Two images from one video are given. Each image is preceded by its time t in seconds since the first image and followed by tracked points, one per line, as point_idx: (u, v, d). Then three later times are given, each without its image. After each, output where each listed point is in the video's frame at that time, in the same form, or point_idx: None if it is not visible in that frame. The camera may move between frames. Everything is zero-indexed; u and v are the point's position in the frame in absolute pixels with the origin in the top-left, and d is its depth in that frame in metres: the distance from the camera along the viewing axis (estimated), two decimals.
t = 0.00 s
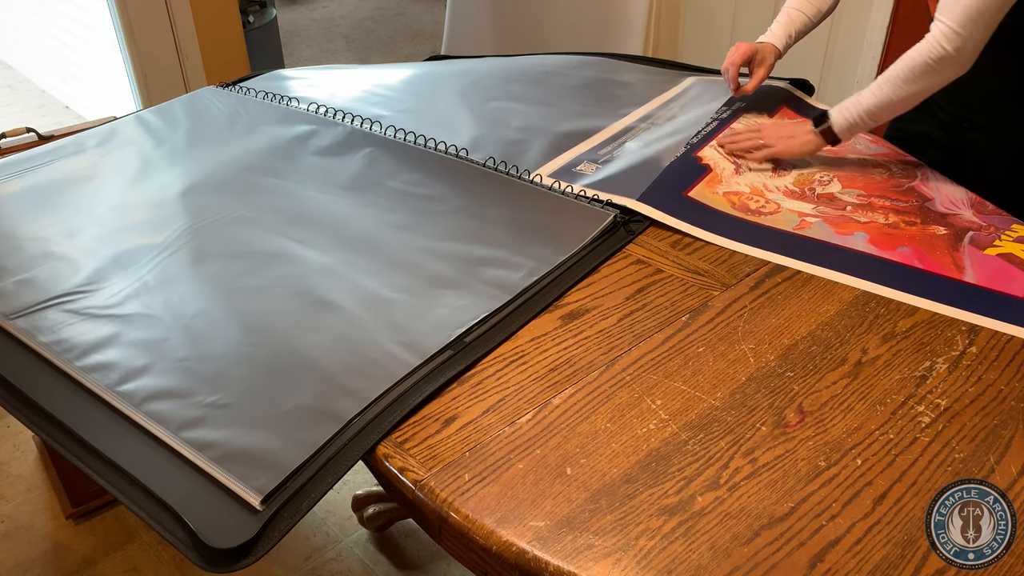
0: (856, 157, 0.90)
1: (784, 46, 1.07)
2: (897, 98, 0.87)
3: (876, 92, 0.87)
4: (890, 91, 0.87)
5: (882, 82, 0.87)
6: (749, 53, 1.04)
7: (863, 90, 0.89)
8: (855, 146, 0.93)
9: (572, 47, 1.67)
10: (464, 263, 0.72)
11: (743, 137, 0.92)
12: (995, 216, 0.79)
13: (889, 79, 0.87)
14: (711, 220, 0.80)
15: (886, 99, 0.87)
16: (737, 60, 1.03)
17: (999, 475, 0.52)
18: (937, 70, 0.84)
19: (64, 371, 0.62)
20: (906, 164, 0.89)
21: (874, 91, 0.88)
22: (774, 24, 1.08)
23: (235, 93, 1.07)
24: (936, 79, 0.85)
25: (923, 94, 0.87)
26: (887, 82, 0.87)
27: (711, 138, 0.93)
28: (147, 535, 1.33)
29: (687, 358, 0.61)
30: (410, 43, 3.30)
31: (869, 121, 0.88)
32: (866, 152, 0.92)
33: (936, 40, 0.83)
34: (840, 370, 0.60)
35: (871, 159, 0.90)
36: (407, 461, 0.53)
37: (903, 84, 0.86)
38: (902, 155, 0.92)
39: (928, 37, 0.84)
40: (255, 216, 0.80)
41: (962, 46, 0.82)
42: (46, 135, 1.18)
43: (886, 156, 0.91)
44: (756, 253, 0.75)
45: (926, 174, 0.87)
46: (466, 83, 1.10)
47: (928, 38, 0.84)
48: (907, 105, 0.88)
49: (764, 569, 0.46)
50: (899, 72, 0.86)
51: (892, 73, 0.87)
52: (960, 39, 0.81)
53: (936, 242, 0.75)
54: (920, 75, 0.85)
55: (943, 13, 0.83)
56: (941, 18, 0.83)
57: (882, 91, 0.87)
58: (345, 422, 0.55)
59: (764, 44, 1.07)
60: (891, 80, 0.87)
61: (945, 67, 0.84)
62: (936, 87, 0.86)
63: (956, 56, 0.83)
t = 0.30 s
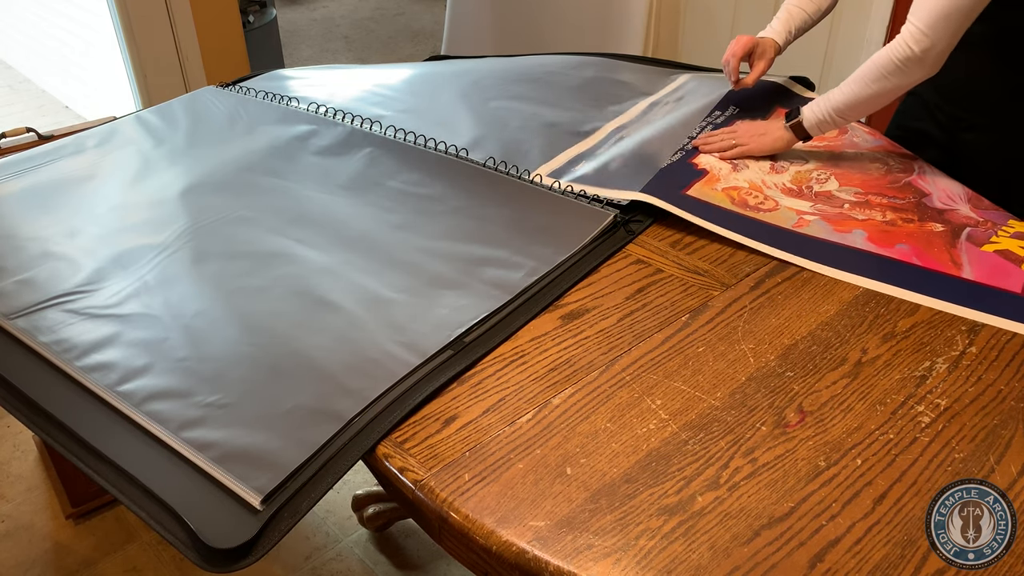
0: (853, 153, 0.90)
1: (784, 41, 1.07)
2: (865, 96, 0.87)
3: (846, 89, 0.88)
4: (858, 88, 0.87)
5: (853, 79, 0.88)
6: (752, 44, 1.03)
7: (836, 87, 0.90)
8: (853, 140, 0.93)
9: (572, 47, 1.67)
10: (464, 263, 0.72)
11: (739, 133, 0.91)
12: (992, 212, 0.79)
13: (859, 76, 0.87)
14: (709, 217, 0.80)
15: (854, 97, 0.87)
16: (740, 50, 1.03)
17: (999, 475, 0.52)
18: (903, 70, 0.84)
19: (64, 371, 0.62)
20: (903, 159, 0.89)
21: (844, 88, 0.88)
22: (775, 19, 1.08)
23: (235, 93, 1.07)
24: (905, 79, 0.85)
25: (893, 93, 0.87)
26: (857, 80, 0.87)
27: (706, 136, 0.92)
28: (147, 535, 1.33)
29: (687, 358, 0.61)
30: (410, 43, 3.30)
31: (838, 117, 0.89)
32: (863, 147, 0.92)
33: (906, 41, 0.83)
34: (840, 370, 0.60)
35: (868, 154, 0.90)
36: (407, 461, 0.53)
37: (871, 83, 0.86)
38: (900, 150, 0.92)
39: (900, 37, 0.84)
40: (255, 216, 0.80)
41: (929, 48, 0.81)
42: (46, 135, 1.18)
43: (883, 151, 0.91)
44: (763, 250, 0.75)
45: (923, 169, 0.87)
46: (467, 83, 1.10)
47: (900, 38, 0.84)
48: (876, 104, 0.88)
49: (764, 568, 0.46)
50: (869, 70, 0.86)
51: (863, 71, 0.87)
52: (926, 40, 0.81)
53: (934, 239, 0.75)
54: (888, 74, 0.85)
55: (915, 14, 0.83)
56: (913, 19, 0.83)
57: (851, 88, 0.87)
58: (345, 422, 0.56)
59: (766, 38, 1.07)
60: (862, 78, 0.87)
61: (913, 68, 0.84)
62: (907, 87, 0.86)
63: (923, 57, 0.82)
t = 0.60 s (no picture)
0: (856, 148, 0.90)
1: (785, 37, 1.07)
2: (865, 96, 0.87)
3: (846, 89, 0.88)
4: (858, 88, 0.87)
5: (853, 79, 0.88)
6: (755, 38, 1.04)
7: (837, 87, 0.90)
8: (854, 133, 0.94)
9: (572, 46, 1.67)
10: (464, 263, 0.72)
11: (739, 133, 0.91)
12: (995, 205, 0.79)
13: (859, 76, 0.87)
14: (711, 215, 0.80)
15: (854, 96, 0.87)
16: (740, 45, 1.04)
17: (999, 475, 0.52)
18: (902, 69, 0.84)
19: (64, 371, 0.62)
20: (905, 153, 0.89)
21: (845, 87, 0.88)
22: (777, 15, 1.08)
23: (235, 93, 1.07)
24: (905, 78, 0.85)
25: (895, 92, 0.87)
26: (857, 80, 0.87)
27: (708, 136, 0.92)
28: (147, 535, 1.33)
29: (687, 358, 0.61)
30: (411, 43, 3.30)
31: (839, 117, 0.89)
32: (865, 140, 0.92)
33: (904, 40, 0.83)
34: (840, 370, 0.60)
35: (872, 149, 0.90)
36: (407, 461, 0.53)
37: (871, 82, 0.86)
38: (901, 143, 0.92)
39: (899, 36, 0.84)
40: (255, 216, 0.80)
41: (927, 46, 0.81)
42: (46, 136, 1.18)
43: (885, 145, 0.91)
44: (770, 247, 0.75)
45: (925, 164, 0.87)
46: (467, 82, 1.10)
47: (899, 37, 0.84)
48: (877, 103, 0.88)
49: (764, 569, 0.46)
50: (869, 70, 0.86)
51: (863, 71, 0.87)
52: (924, 39, 0.81)
53: (940, 235, 0.75)
54: (887, 73, 0.85)
55: (913, 13, 0.82)
56: (912, 18, 0.82)
57: (851, 88, 0.88)
58: (345, 422, 0.56)
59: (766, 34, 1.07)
60: (862, 77, 0.87)
61: (912, 67, 0.83)
62: (907, 86, 0.86)
63: (921, 55, 0.82)
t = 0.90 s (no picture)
0: (856, 149, 0.91)
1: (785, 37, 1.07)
2: (865, 98, 0.86)
3: (845, 93, 0.87)
4: (857, 91, 0.86)
5: (852, 83, 0.87)
6: (755, 38, 1.04)
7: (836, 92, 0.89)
8: (855, 135, 0.94)
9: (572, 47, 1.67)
10: (464, 263, 0.72)
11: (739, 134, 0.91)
12: (995, 211, 0.80)
13: (858, 79, 0.87)
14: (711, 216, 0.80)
15: (852, 99, 0.86)
16: (741, 45, 1.04)
17: (999, 475, 0.52)
18: (902, 70, 0.83)
19: (64, 371, 0.62)
20: (905, 156, 0.89)
21: (844, 92, 0.88)
22: (776, 15, 1.08)
23: (235, 93, 1.07)
24: (904, 80, 0.84)
25: (894, 95, 0.86)
26: (856, 83, 0.87)
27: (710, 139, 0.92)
28: (147, 535, 1.33)
29: (687, 358, 0.61)
30: (411, 43, 3.30)
31: (839, 121, 0.88)
32: (866, 142, 0.93)
33: (902, 41, 0.82)
34: (840, 370, 0.60)
35: (871, 150, 0.91)
36: (407, 461, 0.53)
37: (869, 85, 0.86)
38: (901, 148, 0.92)
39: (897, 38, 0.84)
40: (256, 216, 0.80)
41: (925, 46, 0.81)
42: (46, 135, 1.18)
43: (886, 147, 0.91)
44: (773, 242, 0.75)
45: (926, 167, 0.87)
46: (467, 83, 1.10)
47: (897, 38, 0.84)
48: (877, 106, 0.87)
49: (764, 569, 0.46)
50: (867, 73, 0.86)
51: (862, 74, 0.87)
52: (923, 39, 0.80)
53: (938, 239, 0.75)
54: (887, 75, 0.84)
55: (911, 14, 0.82)
56: (909, 19, 0.82)
57: (850, 91, 0.87)
58: (345, 422, 0.56)
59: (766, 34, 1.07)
60: (860, 81, 0.86)
61: (911, 68, 0.83)
62: (907, 88, 0.85)
63: (920, 56, 0.81)
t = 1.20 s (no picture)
0: (862, 145, 0.92)
1: (784, 35, 1.07)
2: (868, 99, 0.86)
3: (848, 94, 0.87)
4: (860, 91, 0.86)
5: (855, 85, 0.87)
6: (754, 34, 1.04)
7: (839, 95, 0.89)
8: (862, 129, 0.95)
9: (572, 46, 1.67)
10: (464, 263, 0.72)
11: (739, 135, 0.91)
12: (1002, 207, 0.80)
13: (861, 81, 0.87)
14: (716, 218, 0.80)
15: (856, 100, 0.86)
16: (740, 41, 1.04)
17: (999, 475, 0.52)
18: (903, 69, 0.83)
19: (64, 371, 0.62)
20: (912, 153, 0.90)
21: (847, 94, 0.87)
22: (775, 13, 1.09)
23: (235, 93, 1.07)
24: (907, 80, 0.84)
25: (898, 96, 0.85)
26: (860, 83, 0.86)
27: (711, 139, 0.92)
28: (147, 535, 1.33)
29: (687, 358, 0.61)
30: (411, 43, 3.30)
31: (844, 123, 0.87)
32: (872, 136, 0.94)
33: (903, 41, 0.82)
34: (840, 370, 0.60)
35: (877, 147, 0.91)
36: (407, 461, 0.53)
37: (872, 86, 0.85)
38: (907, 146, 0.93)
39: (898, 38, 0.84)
40: (256, 216, 0.80)
41: (925, 44, 0.80)
42: (46, 135, 1.18)
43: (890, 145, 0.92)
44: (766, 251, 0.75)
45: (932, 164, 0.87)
46: (467, 83, 1.10)
47: (898, 38, 0.84)
48: (881, 106, 0.86)
49: (764, 569, 0.46)
50: (870, 74, 0.86)
51: (865, 75, 0.86)
52: (923, 37, 0.80)
53: (946, 238, 0.75)
54: (889, 74, 0.84)
55: (911, 14, 0.82)
56: (909, 19, 0.82)
57: (853, 93, 0.87)
58: (345, 422, 0.56)
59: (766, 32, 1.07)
60: (863, 81, 0.86)
61: (913, 66, 0.82)
62: (911, 89, 0.85)
63: (921, 54, 0.81)
